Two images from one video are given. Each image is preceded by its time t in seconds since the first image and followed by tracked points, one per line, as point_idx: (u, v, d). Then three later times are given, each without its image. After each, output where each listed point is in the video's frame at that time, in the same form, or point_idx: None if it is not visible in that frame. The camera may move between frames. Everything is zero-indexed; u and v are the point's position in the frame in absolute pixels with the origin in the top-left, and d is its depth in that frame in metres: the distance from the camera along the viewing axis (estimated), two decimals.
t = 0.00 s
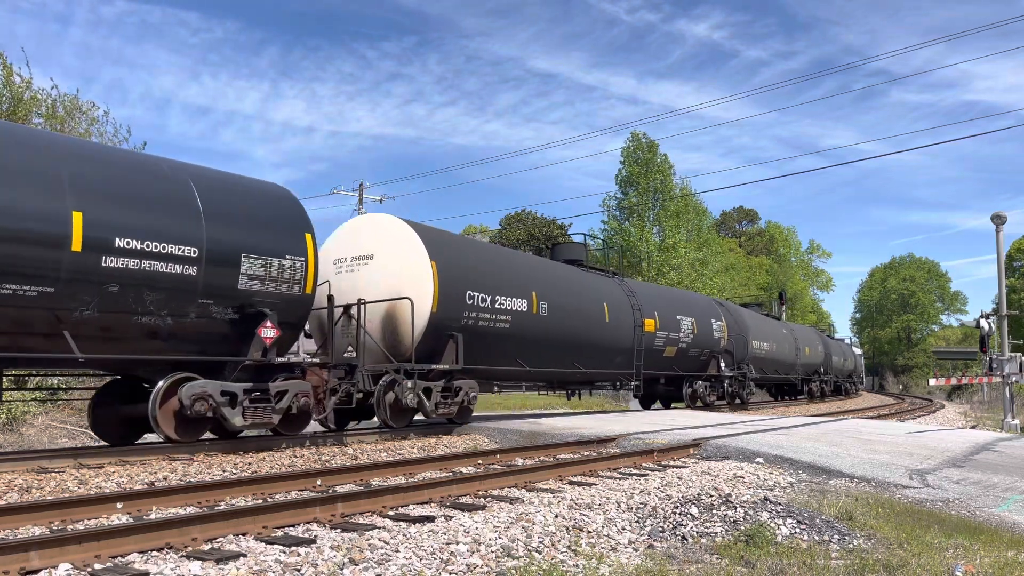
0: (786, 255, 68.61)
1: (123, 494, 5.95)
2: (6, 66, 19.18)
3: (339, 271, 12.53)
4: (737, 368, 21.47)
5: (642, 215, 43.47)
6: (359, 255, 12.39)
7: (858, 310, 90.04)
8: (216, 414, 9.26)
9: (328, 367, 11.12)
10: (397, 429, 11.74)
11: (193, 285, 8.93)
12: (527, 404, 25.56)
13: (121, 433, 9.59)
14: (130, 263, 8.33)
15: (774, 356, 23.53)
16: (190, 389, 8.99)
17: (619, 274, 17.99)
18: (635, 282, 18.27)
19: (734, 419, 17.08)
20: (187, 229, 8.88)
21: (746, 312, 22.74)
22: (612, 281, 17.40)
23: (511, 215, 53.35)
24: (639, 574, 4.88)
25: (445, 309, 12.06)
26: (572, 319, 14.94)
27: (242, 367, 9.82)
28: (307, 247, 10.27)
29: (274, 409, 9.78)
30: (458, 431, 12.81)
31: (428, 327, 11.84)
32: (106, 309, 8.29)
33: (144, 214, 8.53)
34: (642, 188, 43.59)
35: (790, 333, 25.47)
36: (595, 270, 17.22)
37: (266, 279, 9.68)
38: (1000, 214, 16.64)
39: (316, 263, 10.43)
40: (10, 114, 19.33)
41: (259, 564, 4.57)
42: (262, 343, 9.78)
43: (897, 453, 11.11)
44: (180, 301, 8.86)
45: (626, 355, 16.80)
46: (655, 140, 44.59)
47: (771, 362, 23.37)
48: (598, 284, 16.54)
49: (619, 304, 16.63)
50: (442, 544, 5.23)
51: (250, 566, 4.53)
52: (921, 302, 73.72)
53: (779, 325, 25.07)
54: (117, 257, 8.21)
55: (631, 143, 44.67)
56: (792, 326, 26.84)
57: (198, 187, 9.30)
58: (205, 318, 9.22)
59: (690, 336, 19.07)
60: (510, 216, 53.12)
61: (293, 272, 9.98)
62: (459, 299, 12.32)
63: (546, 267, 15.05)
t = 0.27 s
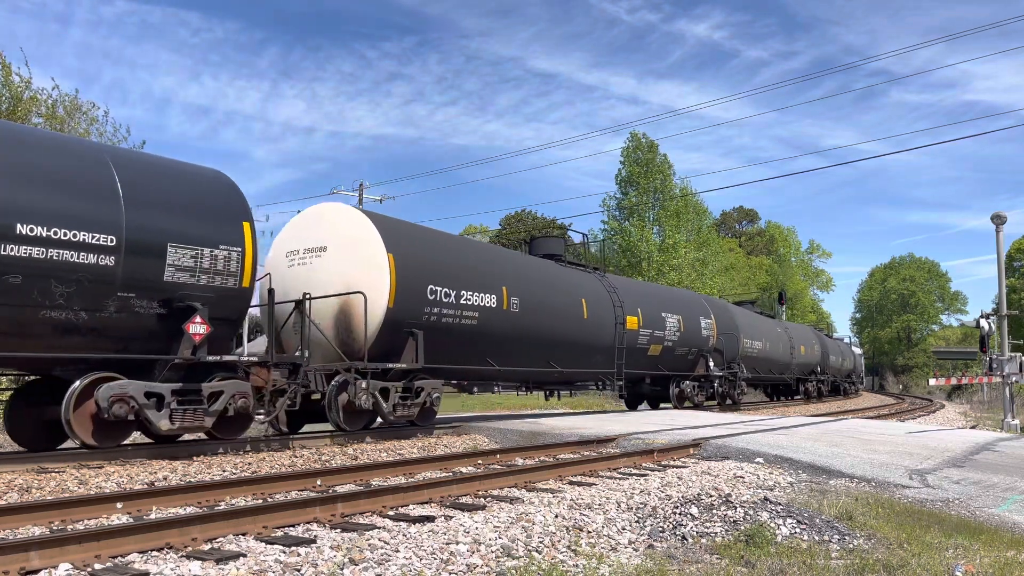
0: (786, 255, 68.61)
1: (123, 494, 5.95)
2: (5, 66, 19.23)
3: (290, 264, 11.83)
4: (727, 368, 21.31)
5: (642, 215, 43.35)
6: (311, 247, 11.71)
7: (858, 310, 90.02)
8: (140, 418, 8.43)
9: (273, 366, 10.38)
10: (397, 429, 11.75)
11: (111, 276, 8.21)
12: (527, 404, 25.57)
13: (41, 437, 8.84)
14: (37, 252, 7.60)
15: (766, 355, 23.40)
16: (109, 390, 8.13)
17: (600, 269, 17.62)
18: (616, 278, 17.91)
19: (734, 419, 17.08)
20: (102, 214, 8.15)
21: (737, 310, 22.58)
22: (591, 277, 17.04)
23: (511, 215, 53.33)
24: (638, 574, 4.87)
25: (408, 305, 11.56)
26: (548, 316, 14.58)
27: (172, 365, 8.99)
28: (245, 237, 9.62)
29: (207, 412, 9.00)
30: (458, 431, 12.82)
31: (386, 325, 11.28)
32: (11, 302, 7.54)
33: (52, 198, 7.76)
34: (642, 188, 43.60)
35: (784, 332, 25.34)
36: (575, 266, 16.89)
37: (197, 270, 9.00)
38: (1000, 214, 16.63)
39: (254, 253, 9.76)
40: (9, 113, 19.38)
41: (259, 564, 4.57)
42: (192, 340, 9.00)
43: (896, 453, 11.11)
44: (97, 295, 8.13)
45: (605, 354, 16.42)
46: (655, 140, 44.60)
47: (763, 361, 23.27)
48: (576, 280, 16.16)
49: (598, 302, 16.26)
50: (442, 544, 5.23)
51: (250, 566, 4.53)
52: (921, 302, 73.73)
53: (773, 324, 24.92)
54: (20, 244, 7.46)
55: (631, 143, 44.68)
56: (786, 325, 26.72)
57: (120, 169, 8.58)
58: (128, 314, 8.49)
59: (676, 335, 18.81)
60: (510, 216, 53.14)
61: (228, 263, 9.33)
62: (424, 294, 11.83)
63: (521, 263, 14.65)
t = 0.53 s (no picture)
0: (786, 256, 68.62)
1: (123, 494, 5.95)
2: (4, 66, 19.25)
3: (236, 256, 11.17)
4: (718, 367, 20.90)
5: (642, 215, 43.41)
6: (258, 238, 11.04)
7: (858, 310, 90.01)
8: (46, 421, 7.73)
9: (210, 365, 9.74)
10: (396, 430, 11.76)
11: (14, 266, 7.52)
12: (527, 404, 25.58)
13: None
14: None
15: (758, 353, 22.99)
16: (11, 391, 7.43)
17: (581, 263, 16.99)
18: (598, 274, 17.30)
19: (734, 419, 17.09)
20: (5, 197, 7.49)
21: (727, 308, 22.14)
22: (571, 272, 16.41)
23: (511, 215, 53.35)
24: (638, 574, 4.87)
25: (363, 299, 10.87)
26: (523, 312, 13.94)
27: (90, 364, 8.28)
28: (171, 224, 8.95)
29: (127, 414, 8.31)
30: (458, 430, 12.82)
31: (335, 321, 10.58)
32: None
33: None
34: (642, 188, 43.60)
35: (777, 330, 24.96)
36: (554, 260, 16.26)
37: (115, 262, 8.32)
38: (1000, 214, 16.62)
39: (183, 244, 9.07)
40: (8, 113, 19.41)
41: (259, 564, 4.57)
42: (108, 336, 8.27)
43: (897, 453, 11.10)
44: None
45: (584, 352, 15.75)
46: (655, 140, 44.61)
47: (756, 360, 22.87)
48: (553, 275, 15.51)
49: (576, 298, 15.56)
50: (442, 544, 5.23)
51: (250, 566, 4.52)
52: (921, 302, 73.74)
53: (766, 322, 24.55)
54: None
55: (631, 143, 44.69)
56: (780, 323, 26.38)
57: (29, 150, 7.94)
58: (35, 307, 7.79)
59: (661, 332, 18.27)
60: (510, 216, 53.15)
61: (151, 254, 8.64)
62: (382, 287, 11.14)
63: (493, 256, 13.99)
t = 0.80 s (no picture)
0: (786, 256, 68.61)
1: (123, 494, 5.95)
2: (4, 66, 19.25)
3: (174, 247, 10.69)
4: (706, 366, 20.51)
5: (642, 214, 43.40)
6: (197, 228, 10.56)
7: (858, 310, 90.01)
8: None
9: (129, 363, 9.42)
10: (395, 431, 11.76)
11: None
12: (527, 404, 25.58)
13: None
14: None
15: (750, 352, 22.64)
16: None
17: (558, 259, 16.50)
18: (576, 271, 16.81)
19: (734, 418, 17.09)
20: None
21: (717, 306, 21.78)
22: (546, 268, 15.90)
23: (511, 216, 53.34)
24: (638, 574, 4.88)
25: (311, 294, 10.34)
26: (492, 309, 13.44)
27: None
28: (83, 209, 8.55)
29: (31, 418, 7.94)
30: (458, 431, 12.82)
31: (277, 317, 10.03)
32: None
33: None
34: (641, 188, 43.59)
35: (770, 329, 24.62)
36: (526, 253, 15.81)
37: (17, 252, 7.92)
38: (1000, 214, 16.61)
39: (96, 231, 8.67)
40: (7, 113, 19.42)
41: (259, 564, 4.57)
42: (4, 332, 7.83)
43: (896, 453, 11.10)
44: None
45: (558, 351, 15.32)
46: (655, 140, 44.62)
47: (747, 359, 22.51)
48: (526, 271, 14.98)
49: (548, 295, 15.01)
50: (442, 544, 5.23)
51: (250, 566, 4.53)
52: (921, 302, 73.74)
53: (757, 321, 24.21)
54: None
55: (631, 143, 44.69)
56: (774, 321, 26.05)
57: None
58: None
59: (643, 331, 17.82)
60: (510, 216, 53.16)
61: (60, 243, 8.25)
62: (331, 281, 10.60)
63: (461, 250, 13.47)
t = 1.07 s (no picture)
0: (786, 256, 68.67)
1: (123, 494, 5.95)
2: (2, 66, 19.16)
3: (103, 236, 9.98)
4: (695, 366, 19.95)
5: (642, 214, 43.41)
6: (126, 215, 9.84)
7: (858, 310, 89.99)
8: None
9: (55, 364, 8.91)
10: (395, 431, 11.76)
11: None
12: (527, 404, 25.58)
13: None
14: None
15: (741, 351, 22.19)
16: None
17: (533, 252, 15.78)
18: (554, 265, 16.10)
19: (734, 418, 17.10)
20: None
21: (707, 304, 21.28)
22: (519, 261, 15.16)
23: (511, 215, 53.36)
24: (639, 574, 4.88)
25: (249, 288, 9.58)
26: (459, 304, 12.71)
27: None
28: None
29: None
30: (458, 431, 12.82)
31: (210, 311, 9.27)
32: None
33: None
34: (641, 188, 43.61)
35: (762, 327, 24.16)
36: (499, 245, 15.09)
37: None
38: (1000, 214, 16.61)
39: None
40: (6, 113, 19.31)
41: (259, 564, 4.57)
42: None
43: (896, 453, 11.10)
44: None
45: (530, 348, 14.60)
46: (655, 140, 44.64)
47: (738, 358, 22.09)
48: (497, 264, 14.22)
49: (519, 289, 14.27)
50: (442, 544, 5.23)
51: (250, 566, 4.53)
52: (921, 302, 73.80)
53: (749, 319, 23.77)
54: None
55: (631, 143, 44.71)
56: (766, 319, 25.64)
57: None
58: None
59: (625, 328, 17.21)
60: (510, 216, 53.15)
61: None
62: (272, 274, 9.83)
63: (425, 241, 12.73)
